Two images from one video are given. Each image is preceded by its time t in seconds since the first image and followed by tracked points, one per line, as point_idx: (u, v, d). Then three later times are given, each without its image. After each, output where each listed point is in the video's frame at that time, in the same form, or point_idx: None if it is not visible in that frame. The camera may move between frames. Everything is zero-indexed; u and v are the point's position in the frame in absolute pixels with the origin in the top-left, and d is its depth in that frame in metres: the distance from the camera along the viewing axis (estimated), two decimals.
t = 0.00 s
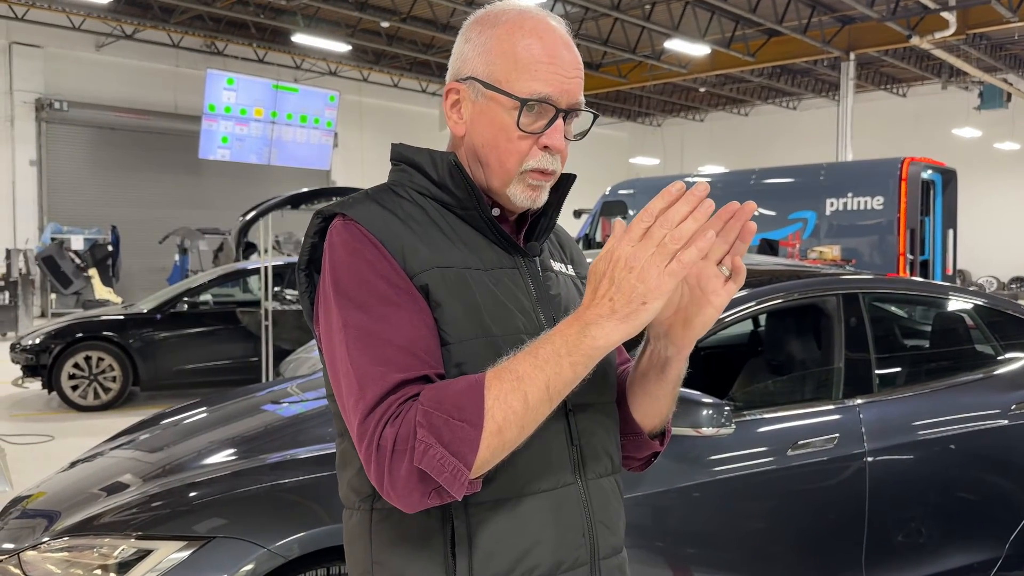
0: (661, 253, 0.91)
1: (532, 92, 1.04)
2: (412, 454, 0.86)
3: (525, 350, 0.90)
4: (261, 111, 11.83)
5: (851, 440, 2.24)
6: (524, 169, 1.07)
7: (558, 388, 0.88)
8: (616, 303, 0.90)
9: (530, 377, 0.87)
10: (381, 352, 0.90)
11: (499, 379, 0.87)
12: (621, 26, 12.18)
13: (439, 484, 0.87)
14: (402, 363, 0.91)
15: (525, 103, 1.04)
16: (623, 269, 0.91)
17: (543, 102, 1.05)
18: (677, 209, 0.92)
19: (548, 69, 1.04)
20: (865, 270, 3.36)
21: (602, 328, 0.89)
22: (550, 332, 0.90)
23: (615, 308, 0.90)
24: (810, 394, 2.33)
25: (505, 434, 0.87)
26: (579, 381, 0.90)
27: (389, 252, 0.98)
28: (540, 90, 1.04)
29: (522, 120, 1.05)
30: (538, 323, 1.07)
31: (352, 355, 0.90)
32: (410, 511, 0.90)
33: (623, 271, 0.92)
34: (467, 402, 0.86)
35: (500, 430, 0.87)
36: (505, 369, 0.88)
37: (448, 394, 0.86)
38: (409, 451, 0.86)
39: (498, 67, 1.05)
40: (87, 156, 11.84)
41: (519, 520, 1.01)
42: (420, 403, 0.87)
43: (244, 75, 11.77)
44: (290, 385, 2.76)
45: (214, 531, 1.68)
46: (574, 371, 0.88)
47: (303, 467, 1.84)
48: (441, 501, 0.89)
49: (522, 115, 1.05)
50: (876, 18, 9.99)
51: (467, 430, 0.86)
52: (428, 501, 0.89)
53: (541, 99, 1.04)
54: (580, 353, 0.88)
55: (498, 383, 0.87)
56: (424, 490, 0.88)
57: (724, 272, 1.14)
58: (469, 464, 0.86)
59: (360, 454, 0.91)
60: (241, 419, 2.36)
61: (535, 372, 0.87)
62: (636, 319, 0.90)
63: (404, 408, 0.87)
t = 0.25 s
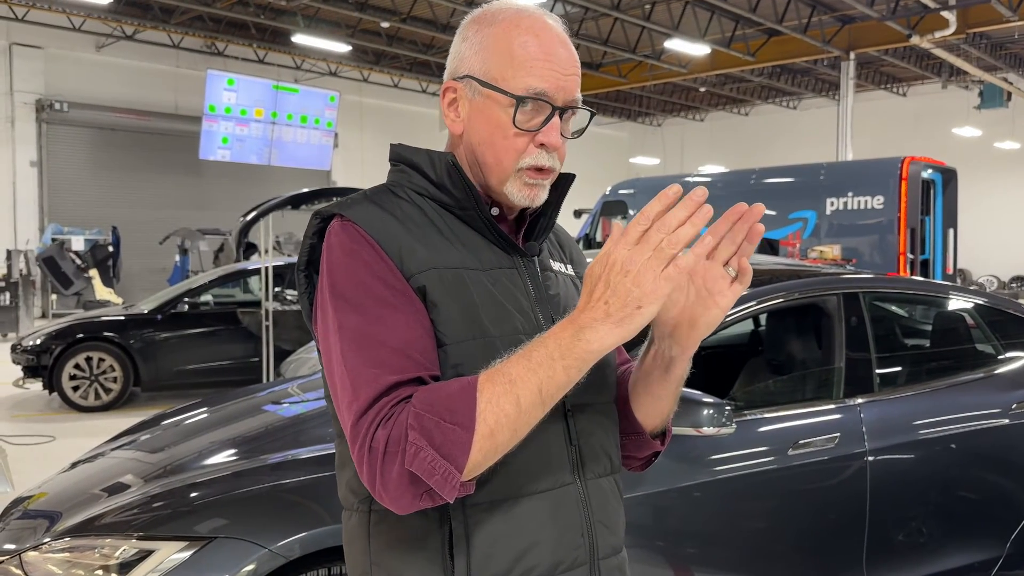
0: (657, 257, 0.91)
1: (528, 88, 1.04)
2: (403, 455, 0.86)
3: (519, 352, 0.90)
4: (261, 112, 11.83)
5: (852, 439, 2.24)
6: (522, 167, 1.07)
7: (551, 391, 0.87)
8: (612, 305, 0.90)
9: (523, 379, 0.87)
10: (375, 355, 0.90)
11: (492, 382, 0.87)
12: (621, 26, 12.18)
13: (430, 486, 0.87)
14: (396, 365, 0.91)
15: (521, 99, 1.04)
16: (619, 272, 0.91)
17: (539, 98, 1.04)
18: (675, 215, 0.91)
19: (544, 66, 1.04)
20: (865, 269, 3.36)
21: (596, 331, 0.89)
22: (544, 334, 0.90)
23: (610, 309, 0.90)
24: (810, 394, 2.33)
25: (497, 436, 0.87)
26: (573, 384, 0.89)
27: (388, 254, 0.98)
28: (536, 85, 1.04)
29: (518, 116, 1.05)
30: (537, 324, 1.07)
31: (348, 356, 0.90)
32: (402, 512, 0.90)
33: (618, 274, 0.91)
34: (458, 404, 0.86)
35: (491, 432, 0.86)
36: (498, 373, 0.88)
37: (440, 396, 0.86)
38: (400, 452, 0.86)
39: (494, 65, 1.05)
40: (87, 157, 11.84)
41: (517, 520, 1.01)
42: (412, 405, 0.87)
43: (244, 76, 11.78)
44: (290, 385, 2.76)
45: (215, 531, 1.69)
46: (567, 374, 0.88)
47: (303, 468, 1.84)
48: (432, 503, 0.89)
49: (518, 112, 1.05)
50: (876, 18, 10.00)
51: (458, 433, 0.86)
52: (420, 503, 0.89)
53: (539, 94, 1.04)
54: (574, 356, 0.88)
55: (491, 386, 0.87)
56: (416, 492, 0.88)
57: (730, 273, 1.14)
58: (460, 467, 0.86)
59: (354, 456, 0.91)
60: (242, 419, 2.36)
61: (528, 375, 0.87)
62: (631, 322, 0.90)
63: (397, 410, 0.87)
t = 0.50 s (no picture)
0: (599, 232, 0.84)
1: (515, 71, 1.04)
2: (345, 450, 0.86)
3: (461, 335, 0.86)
4: (261, 112, 11.83)
5: (851, 439, 2.24)
6: (519, 155, 1.05)
7: (489, 375, 0.83)
8: (553, 279, 0.84)
9: (460, 363, 0.83)
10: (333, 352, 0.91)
11: (426, 370, 0.84)
12: (621, 26, 12.19)
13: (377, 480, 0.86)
14: (350, 359, 0.90)
15: (508, 84, 1.04)
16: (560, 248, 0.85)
17: (528, 79, 1.04)
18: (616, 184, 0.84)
19: (530, 48, 1.04)
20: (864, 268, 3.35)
21: (529, 306, 0.83)
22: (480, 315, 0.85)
23: (550, 283, 0.83)
24: (810, 394, 2.33)
25: (436, 426, 0.84)
26: (514, 365, 0.84)
27: (377, 252, 0.97)
28: (523, 65, 1.04)
29: (508, 102, 1.04)
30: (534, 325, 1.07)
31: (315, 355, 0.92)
32: (369, 509, 0.91)
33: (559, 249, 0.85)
34: (393, 395, 0.84)
35: (429, 421, 0.84)
36: (434, 359, 0.84)
37: (378, 389, 0.85)
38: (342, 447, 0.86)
39: (480, 54, 1.05)
40: (87, 157, 11.84)
41: (512, 521, 1.01)
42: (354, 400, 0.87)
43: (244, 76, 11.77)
44: (290, 386, 2.77)
45: (216, 532, 1.68)
46: (503, 357, 0.83)
47: (303, 469, 1.84)
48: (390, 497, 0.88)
49: (508, 97, 1.04)
50: (876, 17, 10.00)
51: (393, 425, 0.84)
52: (378, 499, 0.89)
53: (526, 75, 1.04)
54: (511, 338, 0.83)
55: (425, 373, 0.84)
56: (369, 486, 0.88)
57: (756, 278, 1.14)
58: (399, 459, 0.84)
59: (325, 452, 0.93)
60: (241, 420, 2.36)
61: (461, 360, 0.83)
62: (575, 300, 0.83)
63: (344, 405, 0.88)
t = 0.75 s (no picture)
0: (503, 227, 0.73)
1: (508, 58, 1.03)
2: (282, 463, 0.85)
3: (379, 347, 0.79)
4: (261, 113, 11.83)
5: (852, 439, 2.24)
6: (509, 144, 1.02)
7: (395, 394, 0.76)
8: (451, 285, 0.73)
9: (369, 382, 0.77)
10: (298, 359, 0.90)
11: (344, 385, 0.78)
12: (621, 27, 12.20)
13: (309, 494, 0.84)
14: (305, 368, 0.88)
15: (500, 71, 1.03)
16: (454, 243, 0.74)
17: (521, 65, 1.03)
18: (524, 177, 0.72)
19: (523, 38, 1.04)
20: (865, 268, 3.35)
21: (433, 321, 0.74)
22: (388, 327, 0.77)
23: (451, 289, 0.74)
24: (811, 394, 2.32)
25: (352, 444, 0.79)
26: (426, 383, 0.76)
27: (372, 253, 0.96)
28: (516, 52, 1.04)
29: (500, 91, 1.03)
30: (534, 325, 1.06)
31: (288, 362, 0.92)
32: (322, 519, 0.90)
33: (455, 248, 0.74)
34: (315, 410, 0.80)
35: (346, 441, 0.79)
36: (351, 375, 0.78)
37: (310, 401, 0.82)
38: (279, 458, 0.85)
39: (475, 47, 1.05)
40: (87, 158, 11.84)
41: (509, 523, 1.01)
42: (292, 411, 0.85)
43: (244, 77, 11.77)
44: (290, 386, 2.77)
45: (216, 533, 1.68)
46: (413, 378, 0.76)
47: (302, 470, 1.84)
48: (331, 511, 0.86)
49: (500, 86, 1.03)
50: (876, 17, 10.01)
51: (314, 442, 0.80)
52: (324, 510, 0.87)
53: (518, 60, 1.03)
54: (409, 354, 0.75)
55: (340, 390, 0.78)
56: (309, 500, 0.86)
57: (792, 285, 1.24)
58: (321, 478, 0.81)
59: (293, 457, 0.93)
60: (241, 421, 2.36)
61: (371, 377, 0.77)
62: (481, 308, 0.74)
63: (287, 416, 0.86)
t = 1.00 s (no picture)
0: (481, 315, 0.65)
1: (522, 78, 1.03)
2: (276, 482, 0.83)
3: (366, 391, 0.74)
4: (262, 114, 11.83)
5: (852, 440, 2.24)
6: (511, 162, 1.03)
7: (378, 448, 0.72)
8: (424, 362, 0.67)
9: (352, 430, 0.73)
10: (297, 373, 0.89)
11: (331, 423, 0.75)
12: (621, 28, 12.21)
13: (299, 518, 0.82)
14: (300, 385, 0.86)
15: (511, 91, 1.03)
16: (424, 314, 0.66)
17: (533, 89, 1.03)
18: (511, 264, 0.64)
19: (540, 59, 1.04)
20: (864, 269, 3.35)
21: (411, 390, 0.68)
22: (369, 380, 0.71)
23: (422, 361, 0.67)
24: (811, 394, 2.32)
25: (338, 484, 0.76)
26: (406, 442, 0.72)
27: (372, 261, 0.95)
28: (530, 74, 1.03)
29: (509, 111, 1.03)
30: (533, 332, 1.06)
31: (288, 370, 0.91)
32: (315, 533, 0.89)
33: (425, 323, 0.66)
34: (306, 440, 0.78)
35: (331, 479, 0.76)
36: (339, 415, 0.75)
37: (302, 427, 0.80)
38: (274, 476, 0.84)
39: (490, 59, 1.05)
40: (87, 159, 11.84)
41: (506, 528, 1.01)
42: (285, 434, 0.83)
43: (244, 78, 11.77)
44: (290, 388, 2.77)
45: (216, 534, 1.69)
46: (393, 436, 0.71)
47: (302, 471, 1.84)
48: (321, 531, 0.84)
49: (510, 105, 1.03)
50: (876, 18, 10.02)
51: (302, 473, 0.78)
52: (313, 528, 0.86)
53: (531, 85, 1.03)
54: (387, 416, 0.70)
55: (328, 430, 0.75)
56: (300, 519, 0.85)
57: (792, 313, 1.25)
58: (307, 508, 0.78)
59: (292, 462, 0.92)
60: (242, 422, 2.36)
61: (355, 424, 0.73)
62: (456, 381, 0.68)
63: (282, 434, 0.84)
